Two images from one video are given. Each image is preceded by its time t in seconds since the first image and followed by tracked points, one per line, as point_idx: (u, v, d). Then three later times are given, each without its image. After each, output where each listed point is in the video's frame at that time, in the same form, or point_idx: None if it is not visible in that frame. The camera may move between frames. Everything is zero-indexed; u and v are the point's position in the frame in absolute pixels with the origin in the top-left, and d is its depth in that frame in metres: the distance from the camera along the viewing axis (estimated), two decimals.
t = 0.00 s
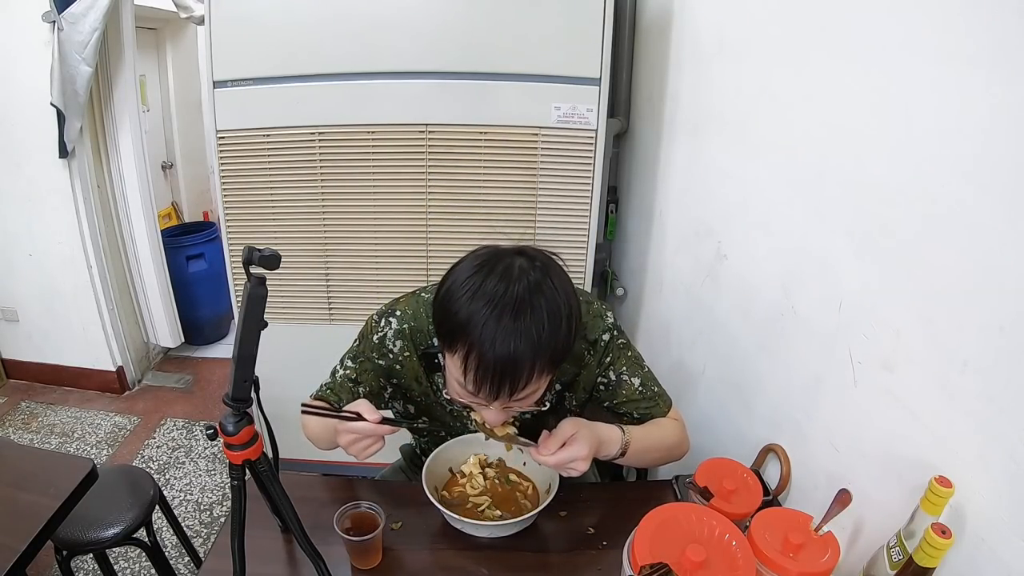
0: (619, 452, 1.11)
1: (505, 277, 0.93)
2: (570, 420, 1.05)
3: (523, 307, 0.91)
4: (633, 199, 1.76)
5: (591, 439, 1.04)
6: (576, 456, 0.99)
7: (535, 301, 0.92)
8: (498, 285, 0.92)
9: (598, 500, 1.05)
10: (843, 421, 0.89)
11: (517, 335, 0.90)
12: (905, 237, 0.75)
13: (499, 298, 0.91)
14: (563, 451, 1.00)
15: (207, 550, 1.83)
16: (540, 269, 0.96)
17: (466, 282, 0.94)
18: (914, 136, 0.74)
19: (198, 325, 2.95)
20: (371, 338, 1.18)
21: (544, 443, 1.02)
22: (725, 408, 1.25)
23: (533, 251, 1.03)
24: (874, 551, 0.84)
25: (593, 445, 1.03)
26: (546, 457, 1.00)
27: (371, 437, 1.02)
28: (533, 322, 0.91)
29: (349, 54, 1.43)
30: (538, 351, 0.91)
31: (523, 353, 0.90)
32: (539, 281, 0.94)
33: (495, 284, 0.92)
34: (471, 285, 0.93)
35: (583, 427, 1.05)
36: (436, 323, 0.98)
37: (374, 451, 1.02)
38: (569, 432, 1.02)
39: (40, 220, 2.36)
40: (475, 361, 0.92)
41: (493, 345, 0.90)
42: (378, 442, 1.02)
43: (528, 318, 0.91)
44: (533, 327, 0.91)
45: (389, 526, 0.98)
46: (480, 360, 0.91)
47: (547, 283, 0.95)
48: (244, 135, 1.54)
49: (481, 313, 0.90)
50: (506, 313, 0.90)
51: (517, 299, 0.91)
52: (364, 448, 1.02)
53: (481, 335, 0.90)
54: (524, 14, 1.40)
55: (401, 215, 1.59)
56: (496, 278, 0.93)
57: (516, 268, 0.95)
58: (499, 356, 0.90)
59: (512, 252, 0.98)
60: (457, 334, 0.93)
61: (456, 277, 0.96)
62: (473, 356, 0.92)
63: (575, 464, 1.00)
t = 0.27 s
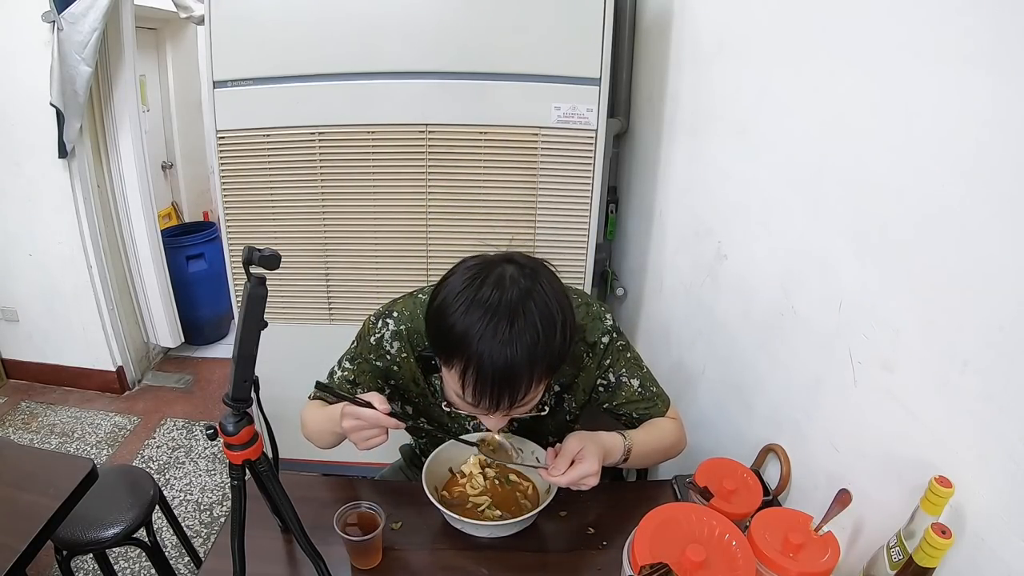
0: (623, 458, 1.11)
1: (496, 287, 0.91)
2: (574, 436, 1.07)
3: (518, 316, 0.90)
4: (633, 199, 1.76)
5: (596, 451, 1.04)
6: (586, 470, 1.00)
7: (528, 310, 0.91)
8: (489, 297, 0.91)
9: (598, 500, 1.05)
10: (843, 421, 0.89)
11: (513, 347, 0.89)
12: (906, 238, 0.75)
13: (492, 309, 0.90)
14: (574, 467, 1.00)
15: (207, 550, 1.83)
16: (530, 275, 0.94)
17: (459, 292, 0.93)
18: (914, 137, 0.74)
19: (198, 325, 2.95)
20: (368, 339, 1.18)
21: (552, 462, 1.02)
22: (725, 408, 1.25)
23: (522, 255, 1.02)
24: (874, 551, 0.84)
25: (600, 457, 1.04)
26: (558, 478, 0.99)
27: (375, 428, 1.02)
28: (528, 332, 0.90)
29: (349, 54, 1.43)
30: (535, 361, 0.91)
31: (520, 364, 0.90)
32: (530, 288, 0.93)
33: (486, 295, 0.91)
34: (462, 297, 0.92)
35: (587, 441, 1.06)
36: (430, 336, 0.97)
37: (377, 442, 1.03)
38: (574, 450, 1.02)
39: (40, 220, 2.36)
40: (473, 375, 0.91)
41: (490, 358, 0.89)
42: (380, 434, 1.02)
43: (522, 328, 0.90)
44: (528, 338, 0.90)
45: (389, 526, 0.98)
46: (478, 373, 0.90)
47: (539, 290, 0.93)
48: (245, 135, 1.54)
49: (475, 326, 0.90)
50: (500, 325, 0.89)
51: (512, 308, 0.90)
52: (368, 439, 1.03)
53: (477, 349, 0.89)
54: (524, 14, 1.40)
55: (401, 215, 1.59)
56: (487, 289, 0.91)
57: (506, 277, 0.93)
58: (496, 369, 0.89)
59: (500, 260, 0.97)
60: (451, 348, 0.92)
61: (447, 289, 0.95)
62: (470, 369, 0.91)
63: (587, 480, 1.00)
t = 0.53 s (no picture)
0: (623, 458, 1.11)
1: (490, 293, 0.91)
2: (571, 438, 1.06)
3: (515, 319, 0.90)
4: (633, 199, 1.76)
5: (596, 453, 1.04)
6: (586, 471, 1.00)
7: (522, 315, 0.91)
8: (484, 302, 0.90)
9: (598, 501, 1.05)
10: (843, 421, 0.89)
11: (509, 352, 0.89)
12: (906, 238, 0.75)
13: (487, 315, 0.90)
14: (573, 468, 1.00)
15: (207, 550, 1.83)
16: (523, 279, 0.94)
17: (455, 296, 0.93)
18: (914, 137, 0.74)
19: (198, 325, 2.95)
20: (368, 340, 1.18)
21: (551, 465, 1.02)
22: (725, 408, 1.25)
23: (515, 257, 1.01)
24: (874, 551, 0.84)
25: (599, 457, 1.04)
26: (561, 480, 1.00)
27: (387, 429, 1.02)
28: (523, 337, 0.90)
29: (349, 54, 1.43)
30: (531, 365, 0.91)
31: (516, 368, 0.90)
32: (524, 292, 0.92)
33: (481, 300, 0.91)
34: (456, 302, 0.92)
35: (585, 442, 1.06)
36: (426, 341, 0.97)
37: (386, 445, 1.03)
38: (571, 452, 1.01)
39: (40, 219, 2.36)
40: (470, 380, 0.92)
41: (486, 364, 0.89)
42: (391, 436, 1.02)
43: (517, 332, 0.90)
44: (523, 343, 0.90)
45: (389, 526, 0.98)
46: (475, 378, 0.91)
47: (532, 294, 0.93)
48: (245, 135, 1.54)
49: (470, 332, 0.89)
50: (495, 331, 0.89)
51: (509, 310, 0.90)
52: (376, 440, 1.03)
53: (473, 355, 0.89)
54: (524, 14, 1.40)
55: (401, 215, 1.59)
56: (482, 294, 0.91)
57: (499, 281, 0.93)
58: (493, 374, 0.90)
59: (493, 264, 0.96)
60: (447, 353, 0.92)
61: (441, 295, 0.95)
62: (467, 374, 0.91)
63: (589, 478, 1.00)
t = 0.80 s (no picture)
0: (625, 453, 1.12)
1: (494, 297, 0.91)
2: (574, 430, 1.07)
3: (521, 324, 0.90)
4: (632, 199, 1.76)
5: (598, 446, 1.05)
6: (588, 464, 1.01)
7: (528, 319, 0.91)
8: (489, 307, 0.90)
9: (598, 500, 1.06)
10: (843, 422, 0.89)
11: (515, 357, 0.89)
12: (906, 237, 0.75)
13: (492, 320, 0.90)
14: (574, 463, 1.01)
15: (207, 550, 1.83)
16: (527, 283, 0.94)
17: (460, 301, 0.92)
18: (914, 137, 0.74)
19: (198, 325, 2.95)
20: (366, 340, 1.18)
21: (552, 455, 1.03)
22: (725, 408, 1.25)
23: (515, 260, 1.01)
24: (874, 551, 0.84)
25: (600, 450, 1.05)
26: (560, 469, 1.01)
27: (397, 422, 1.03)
28: (530, 341, 0.90)
29: (349, 55, 1.43)
30: (538, 368, 0.91)
31: (523, 372, 0.90)
32: (528, 296, 0.92)
33: (486, 306, 0.90)
34: (460, 308, 0.91)
35: (589, 435, 1.07)
36: (429, 346, 0.97)
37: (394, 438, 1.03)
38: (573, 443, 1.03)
39: (40, 219, 2.36)
40: (476, 385, 0.92)
41: (493, 369, 0.89)
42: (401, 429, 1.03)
43: (524, 337, 0.90)
44: (531, 348, 0.90)
45: (389, 526, 0.98)
46: (482, 383, 0.91)
47: (537, 297, 0.93)
48: (244, 135, 1.54)
49: (476, 338, 0.89)
50: (502, 337, 0.89)
51: (515, 314, 0.90)
52: (384, 433, 1.03)
53: (479, 360, 0.89)
54: (524, 14, 1.40)
55: (401, 215, 1.59)
56: (487, 299, 0.91)
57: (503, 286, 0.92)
58: (500, 379, 0.90)
59: (496, 268, 0.96)
60: (452, 359, 0.92)
61: (443, 300, 0.94)
62: (473, 379, 0.91)
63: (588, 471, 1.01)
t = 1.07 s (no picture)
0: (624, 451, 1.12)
1: (503, 295, 0.91)
2: (580, 421, 1.09)
3: (531, 323, 0.90)
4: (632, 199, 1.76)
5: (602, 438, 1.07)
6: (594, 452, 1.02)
7: (539, 316, 0.91)
8: (499, 306, 0.90)
9: (599, 500, 1.05)
10: (843, 422, 0.89)
11: (529, 354, 0.89)
12: (906, 237, 0.75)
13: (503, 318, 0.89)
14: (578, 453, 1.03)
15: (207, 550, 1.83)
16: (535, 280, 0.94)
17: (468, 301, 0.92)
18: (914, 137, 0.74)
19: (198, 325, 2.95)
20: (364, 339, 1.18)
21: (558, 442, 1.05)
22: (725, 408, 1.25)
23: (518, 260, 1.01)
24: (874, 551, 0.84)
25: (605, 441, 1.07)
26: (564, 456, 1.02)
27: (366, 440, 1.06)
28: (542, 337, 0.90)
29: (349, 55, 1.43)
30: (549, 367, 0.92)
31: (536, 370, 0.90)
32: (538, 293, 0.93)
33: (497, 304, 0.90)
34: (470, 307, 0.91)
35: (594, 427, 1.08)
36: (436, 347, 0.96)
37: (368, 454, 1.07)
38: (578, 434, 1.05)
39: (40, 219, 2.36)
40: (489, 383, 0.91)
41: (507, 367, 0.89)
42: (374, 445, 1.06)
43: (536, 333, 0.90)
44: (543, 346, 0.90)
45: (389, 526, 0.98)
46: (495, 382, 0.90)
47: (546, 294, 0.93)
48: (244, 135, 1.54)
49: (488, 336, 0.89)
50: (514, 334, 0.89)
51: (525, 313, 0.90)
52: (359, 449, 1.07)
53: (491, 358, 0.89)
54: (524, 14, 1.40)
55: (401, 215, 1.59)
56: (496, 298, 0.91)
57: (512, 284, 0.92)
58: (514, 377, 0.90)
59: (502, 267, 0.96)
60: (462, 359, 0.92)
61: (451, 301, 0.93)
62: (485, 378, 0.91)
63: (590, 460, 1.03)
